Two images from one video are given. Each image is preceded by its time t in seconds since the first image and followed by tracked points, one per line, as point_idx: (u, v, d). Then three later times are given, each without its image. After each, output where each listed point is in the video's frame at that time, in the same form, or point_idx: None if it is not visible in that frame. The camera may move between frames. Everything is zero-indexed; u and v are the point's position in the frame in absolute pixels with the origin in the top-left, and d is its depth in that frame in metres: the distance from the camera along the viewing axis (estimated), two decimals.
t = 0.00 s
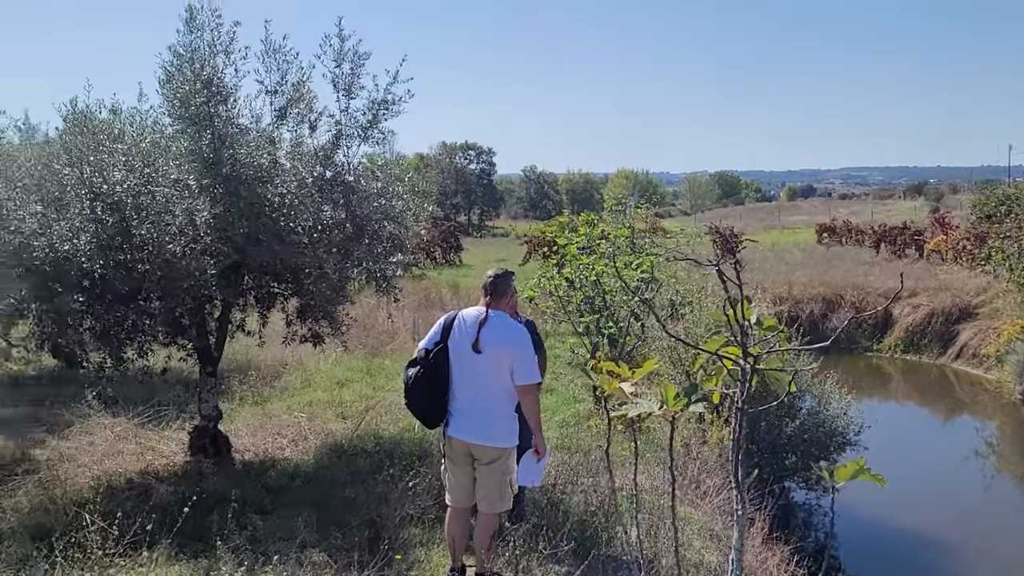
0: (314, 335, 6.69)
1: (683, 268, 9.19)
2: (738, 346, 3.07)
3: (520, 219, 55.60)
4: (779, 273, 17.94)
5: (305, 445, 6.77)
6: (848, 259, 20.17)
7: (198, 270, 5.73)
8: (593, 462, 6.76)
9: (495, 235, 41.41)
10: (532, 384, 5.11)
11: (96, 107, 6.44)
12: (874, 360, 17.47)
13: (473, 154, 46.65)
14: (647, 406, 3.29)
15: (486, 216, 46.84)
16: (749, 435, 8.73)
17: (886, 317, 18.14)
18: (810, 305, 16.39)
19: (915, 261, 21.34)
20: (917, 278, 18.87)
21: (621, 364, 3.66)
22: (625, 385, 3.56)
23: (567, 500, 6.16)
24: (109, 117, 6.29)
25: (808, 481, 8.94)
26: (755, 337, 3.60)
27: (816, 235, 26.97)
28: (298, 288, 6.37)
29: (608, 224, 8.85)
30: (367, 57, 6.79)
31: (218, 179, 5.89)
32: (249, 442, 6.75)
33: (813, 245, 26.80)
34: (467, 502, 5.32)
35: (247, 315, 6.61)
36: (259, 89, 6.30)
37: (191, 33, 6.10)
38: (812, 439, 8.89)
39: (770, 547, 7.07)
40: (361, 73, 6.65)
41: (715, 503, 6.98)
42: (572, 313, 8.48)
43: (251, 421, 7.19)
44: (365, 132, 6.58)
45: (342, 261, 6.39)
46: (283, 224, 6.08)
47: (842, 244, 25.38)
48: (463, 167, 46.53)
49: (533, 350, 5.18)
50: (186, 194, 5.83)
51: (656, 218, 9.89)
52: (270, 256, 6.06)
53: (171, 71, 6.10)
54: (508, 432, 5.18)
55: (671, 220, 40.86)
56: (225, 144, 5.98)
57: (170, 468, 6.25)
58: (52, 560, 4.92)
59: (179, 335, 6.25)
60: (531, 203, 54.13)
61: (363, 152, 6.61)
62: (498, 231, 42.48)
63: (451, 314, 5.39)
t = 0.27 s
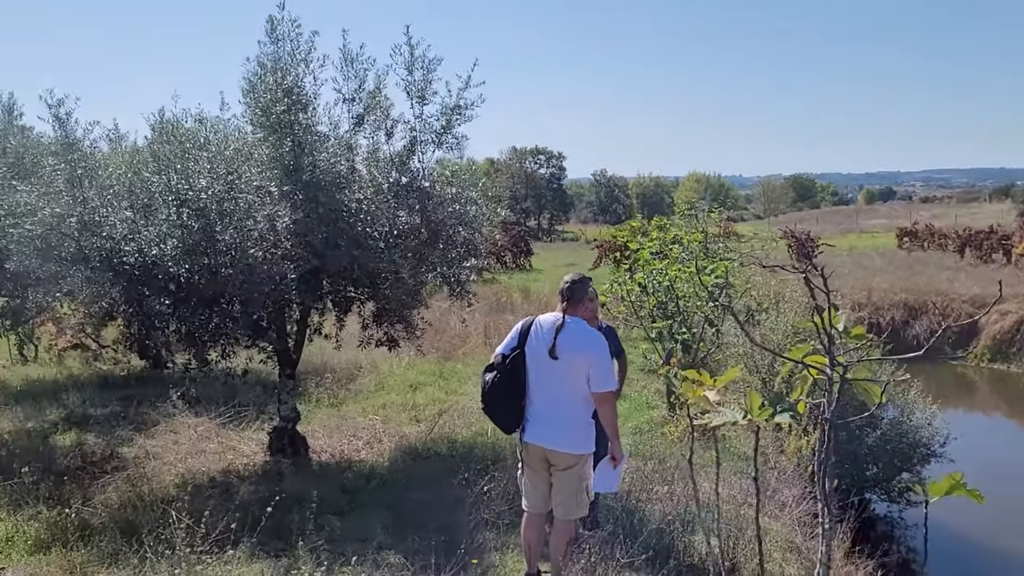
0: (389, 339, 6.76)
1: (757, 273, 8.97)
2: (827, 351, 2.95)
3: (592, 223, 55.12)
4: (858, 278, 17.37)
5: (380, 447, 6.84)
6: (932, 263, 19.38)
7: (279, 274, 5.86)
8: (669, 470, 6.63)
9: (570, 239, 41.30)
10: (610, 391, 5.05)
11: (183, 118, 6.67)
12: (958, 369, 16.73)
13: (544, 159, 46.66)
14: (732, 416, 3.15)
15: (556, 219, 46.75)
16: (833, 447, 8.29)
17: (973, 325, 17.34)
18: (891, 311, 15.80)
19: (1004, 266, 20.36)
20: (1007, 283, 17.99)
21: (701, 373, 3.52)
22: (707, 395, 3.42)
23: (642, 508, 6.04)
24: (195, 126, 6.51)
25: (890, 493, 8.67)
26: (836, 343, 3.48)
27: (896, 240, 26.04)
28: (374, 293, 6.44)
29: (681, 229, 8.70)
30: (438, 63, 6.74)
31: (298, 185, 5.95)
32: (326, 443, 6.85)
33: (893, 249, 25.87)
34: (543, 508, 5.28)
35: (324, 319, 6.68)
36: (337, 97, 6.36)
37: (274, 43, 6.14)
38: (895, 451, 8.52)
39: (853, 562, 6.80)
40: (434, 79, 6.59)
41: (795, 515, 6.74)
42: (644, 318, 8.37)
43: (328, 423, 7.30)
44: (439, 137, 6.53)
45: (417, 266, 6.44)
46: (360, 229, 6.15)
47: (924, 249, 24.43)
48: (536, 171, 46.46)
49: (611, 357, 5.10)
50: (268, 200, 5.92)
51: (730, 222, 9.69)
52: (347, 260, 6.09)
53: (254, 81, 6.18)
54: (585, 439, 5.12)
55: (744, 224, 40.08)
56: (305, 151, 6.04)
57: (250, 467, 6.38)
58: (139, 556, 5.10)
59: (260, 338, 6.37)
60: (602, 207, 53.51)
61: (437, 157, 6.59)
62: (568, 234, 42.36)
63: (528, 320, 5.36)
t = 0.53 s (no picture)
0: (456, 342, 6.79)
1: (827, 277, 8.74)
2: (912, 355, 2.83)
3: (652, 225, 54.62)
4: (932, 282, 16.78)
5: (446, 450, 6.87)
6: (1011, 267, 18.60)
7: (347, 278, 5.95)
8: (738, 478, 6.48)
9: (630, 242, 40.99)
10: (680, 397, 4.93)
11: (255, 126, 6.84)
12: None
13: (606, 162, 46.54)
14: (811, 424, 3.03)
15: (617, 223, 46.45)
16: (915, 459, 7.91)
17: None
18: (967, 317, 15.22)
19: None
20: None
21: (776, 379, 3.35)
22: (785, 402, 3.25)
23: (712, 516, 5.90)
24: (266, 132, 6.66)
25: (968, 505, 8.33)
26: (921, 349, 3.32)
27: (972, 242, 25.08)
28: (440, 296, 6.47)
29: (747, 232, 8.53)
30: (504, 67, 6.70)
31: (366, 190, 5.96)
32: (392, 445, 6.91)
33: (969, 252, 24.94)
34: (612, 514, 5.21)
35: (391, 321, 6.73)
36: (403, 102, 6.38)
37: (343, 50, 6.12)
38: (975, 461, 8.18)
39: None
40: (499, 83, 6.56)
41: (870, 526, 6.52)
42: (710, 323, 8.26)
43: (394, 425, 7.37)
44: (505, 141, 6.48)
45: (483, 270, 6.44)
46: (428, 233, 6.17)
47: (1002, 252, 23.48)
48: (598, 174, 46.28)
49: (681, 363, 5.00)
50: (337, 205, 5.97)
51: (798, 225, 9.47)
52: (414, 264, 6.10)
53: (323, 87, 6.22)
54: (655, 446, 5.03)
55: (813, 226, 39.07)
56: (374, 156, 6.06)
57: (319, 468, 6.46)
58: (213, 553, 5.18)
59: (328, 341, 6.42)
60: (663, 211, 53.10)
61: (503, 161, 6.55)
62: (630, 238, 42.12)
63: (597, 324, 5.30)
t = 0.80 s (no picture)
0: (509, 346, 6.81)
1: (886, 281, 8.52)
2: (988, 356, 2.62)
3: (704, 229, 53.99)
4: (1000, 286, 16.23)
5: (500, 454, 6.89)
6: None
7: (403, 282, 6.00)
8: (797, 485, 6.34)
9: (677, 247, 40.63)
10: (737, 403, 4.85)
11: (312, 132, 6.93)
12: None
13: (659, 165, 46.24)
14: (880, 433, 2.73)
15: (670, 226, 46.08)
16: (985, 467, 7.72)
17: None
18: None
19: None
20: None
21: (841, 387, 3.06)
22: (854, 408, 2.93)
23: (771, 522, 5.76)
24: (324, 138, 6.75)
25: None
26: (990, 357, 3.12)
27: None
28: (493, 300, 6.50)
29: (803, 235, 8.38)
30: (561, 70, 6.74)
31: (422, 194, 5.96)
32: (446, 448, 6.96)
33: None
34: (669, 519, 5.14)
35: (446, 323, 6.77)
36: (458, 107, 6.42)
37: (398, 55, 6.14)
38: None
39: None
40: (555, 87, 6.59)
41: (937, 536, 6.31)
42: (766, 327, 8.12)
43: (448, 429, 7.42)
44: (559, 145, 6.49)
45: (537, 274, 6.41)
46: (481, 237, 6.20)
47: None
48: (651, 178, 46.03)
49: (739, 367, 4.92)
50: (392, 209, 5.98)
51: (856, 227, 9.27)
52: (469, 268, 6.17)
53: (379, 93, 6.24)
54: (713, 451, 4.95)
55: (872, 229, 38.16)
56: (429, 161, 6.06)
57: (374, 470, 6.52)
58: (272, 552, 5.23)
59: (383, 344, 6.46)
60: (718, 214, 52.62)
61: (557, 165, 6.56)
62: (682, 242, 41.75)
63: (653, 328, 5.24)
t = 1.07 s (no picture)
0: (576, 343, 6.83)
1: (964, 280, 8.23)
2: None
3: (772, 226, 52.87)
4: None
5: (565, 451, 6.92)
6: None
7: (471, 279, 6.02)
8: (873, 487, 6.16)
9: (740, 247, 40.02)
10: (811, 402, 4.72)
11: (382, 132, 6.97)
12: None
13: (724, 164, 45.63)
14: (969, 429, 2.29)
15: (736, 225, 45.35)
16: None
17: None
18: None
19: None
20: None
21: (921, 386, 2.61)
22: (936, 407, 2.46)
23: (845, 523, 5.58)
24: (393, 137, 6.80)
25: None
26: None
27: None
28: (559, 298, 6.51)
29: (875, 232, 8.20)
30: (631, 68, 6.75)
31: (489, 192, 6.03)
32: (513, 445, 7.04)
33: None
34: (740, 520, 5.03)
35: (512, 319, 6.85)
36: (526, 105, 6.51)
37: (468, 55, 6.26)
38: None
39: None
40: (624, 84, 6.62)
41: (1021, 543, 6.04)
42: (837, 326, 7.97)
43: (514, 426, 7.49)
44: (627, 143, 6.51)
45: (604, 272, 6.40)
46: (549, 235, 6.20)
47: None
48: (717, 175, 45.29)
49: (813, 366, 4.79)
50: (461, 207, 6.08)
51: (932, 225, 9.01)
52: (536, 265, 6.21)
53: (447, 92, 6.31)
54: (787, 452, 4.82)
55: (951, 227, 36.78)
56: (496, 159, 6.14)
57: (442, 465, 6.60)
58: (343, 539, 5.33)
59: (451, 341, 6.56)
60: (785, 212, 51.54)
61: (624, 162, 6.57)
62: (748, 241, 41.07)
63: (725, 325, 5.15)
